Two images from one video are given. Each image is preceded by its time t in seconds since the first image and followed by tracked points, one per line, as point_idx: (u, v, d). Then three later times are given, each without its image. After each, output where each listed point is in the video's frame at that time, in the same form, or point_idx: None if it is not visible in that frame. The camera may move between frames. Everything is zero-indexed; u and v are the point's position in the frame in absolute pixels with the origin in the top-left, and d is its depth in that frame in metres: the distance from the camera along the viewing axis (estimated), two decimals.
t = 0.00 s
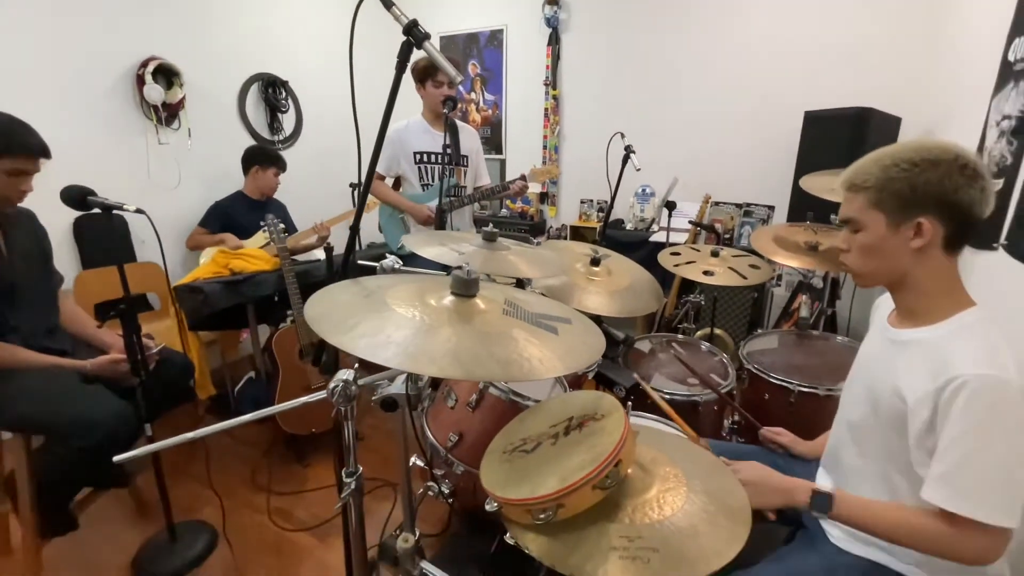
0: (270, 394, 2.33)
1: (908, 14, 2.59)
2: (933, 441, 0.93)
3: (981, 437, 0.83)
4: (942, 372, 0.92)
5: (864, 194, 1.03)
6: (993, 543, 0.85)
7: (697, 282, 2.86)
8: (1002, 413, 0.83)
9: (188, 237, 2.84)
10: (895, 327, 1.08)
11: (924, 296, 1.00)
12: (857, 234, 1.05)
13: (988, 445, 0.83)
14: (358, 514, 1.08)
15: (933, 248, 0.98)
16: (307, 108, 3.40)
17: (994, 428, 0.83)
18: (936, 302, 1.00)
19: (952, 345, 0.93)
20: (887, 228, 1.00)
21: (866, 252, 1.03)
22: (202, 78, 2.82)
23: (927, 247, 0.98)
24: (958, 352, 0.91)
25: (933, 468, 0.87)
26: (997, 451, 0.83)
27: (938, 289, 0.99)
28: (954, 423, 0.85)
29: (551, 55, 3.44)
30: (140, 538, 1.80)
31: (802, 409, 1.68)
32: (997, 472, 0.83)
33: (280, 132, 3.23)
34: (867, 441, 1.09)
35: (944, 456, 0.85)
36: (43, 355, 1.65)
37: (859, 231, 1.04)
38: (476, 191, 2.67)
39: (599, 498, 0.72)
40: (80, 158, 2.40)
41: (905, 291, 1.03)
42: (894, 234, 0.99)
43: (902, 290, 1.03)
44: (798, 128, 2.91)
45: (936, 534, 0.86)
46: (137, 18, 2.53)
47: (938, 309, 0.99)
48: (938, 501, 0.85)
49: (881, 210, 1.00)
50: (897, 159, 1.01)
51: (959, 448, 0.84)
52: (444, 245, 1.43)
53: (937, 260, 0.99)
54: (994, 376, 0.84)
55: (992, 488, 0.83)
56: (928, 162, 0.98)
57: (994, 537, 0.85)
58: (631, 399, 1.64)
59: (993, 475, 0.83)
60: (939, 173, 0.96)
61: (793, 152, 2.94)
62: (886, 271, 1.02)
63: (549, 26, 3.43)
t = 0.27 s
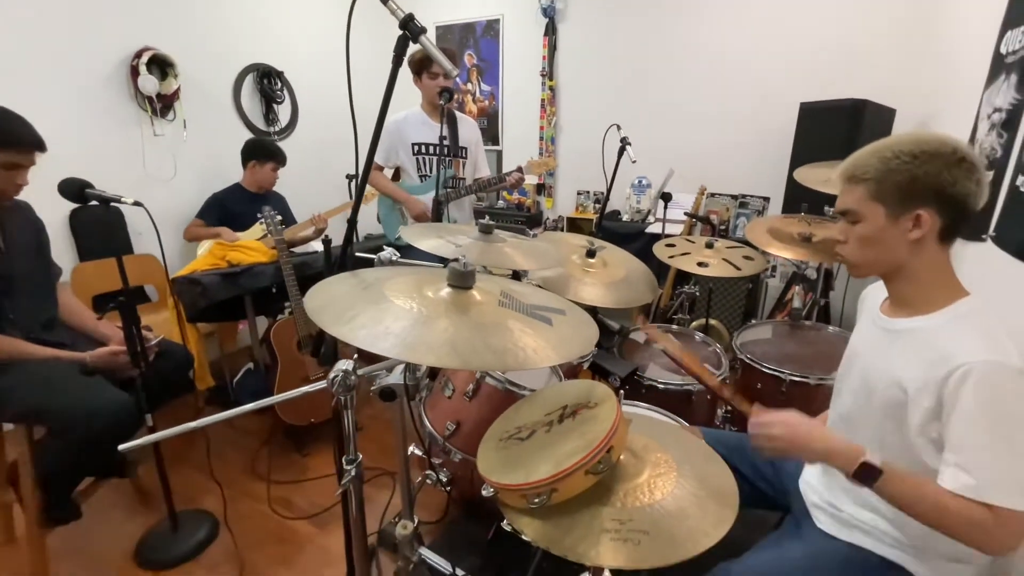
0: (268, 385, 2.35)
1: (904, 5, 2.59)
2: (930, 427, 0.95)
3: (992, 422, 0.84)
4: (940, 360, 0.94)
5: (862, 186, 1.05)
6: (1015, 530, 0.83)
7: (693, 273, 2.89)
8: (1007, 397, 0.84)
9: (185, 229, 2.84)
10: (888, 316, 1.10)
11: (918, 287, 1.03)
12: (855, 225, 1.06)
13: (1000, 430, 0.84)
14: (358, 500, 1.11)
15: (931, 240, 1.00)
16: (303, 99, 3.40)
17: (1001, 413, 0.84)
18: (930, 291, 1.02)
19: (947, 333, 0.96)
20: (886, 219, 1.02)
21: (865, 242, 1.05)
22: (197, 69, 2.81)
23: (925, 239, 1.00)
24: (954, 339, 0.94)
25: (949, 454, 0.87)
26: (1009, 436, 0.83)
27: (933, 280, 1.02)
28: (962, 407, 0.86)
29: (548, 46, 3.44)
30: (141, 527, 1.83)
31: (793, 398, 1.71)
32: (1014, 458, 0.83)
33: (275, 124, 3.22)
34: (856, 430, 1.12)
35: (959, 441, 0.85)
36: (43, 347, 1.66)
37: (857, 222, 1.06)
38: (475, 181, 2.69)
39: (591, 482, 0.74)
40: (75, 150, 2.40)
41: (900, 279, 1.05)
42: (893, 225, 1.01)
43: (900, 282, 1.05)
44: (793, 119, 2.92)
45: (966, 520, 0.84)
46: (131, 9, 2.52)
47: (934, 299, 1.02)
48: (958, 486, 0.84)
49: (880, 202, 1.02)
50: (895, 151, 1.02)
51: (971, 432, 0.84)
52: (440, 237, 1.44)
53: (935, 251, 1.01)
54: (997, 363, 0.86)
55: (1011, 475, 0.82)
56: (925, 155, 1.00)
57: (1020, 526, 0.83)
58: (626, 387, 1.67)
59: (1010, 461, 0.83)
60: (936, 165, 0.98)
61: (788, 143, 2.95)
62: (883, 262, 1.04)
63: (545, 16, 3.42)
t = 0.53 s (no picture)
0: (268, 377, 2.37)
1: None
2: (919, 415, 0.97)
3: (970, 409, 0.88)
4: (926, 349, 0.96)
5: (854, 170, 1.06)
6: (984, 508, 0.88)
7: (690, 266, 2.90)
8: (987, 384, 0.88)
9: (183, 222, 2.84)
10: (881, 306, 1.12)
11: (905, 276, 1.05)
12: (840, 208, 1.08)
13: (977, 416, 0.88)
14: (356, 490, 1.12)
15: (910, 232, 1.02)
16: (300, 91, 3.38)
17: (979, 400, 0.88)
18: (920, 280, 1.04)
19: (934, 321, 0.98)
20: (868, 206, 1.04)
21: (847, 226, 1.07)
22: (193, 61, 2.80)
23: (902, 230, 1.02)
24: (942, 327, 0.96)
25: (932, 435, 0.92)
26: (985, 422, 0.88)
27: (918, 270, 1.03)
28: (943, 394, 0.90)
29: (546, 37, 3.42)
30: (143, 518, 1.85)
31: (789, 389, 1.72)
32: (988, 443, 0.87)
33: (273, 116, 3.22)
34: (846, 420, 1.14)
35: (939, 421, 0.90)
36: (43, 340, 1.66)
37: (844, 205, 1.08)
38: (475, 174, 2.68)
39: (585, 471, 0.76)
40: (72, 143, 2.40)
41: (888, 270, 1.07)
42: (873, 213, 1.03)
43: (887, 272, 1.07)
44: (792, 110, 2.92)
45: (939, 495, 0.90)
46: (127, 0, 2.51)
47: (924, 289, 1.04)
48: (936, 465, 0.90)
49: (866, 187, 1.04)
50: (894, 140, 1.02)
51: (949, 414, 0.89)
52: (437, 229, 1.45)
53: (914, 243, 1.02)
54: (974, 351, 0.89)
55: (986, 458, 0.87)
56: (922, 147, 1.00)
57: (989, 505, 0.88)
58: (622, 378, 1.68)
59: (984, 445, 0.87)
60: (927, 159, 0.98)
61: (787, 135, 2.95)
62: (861, 248, 1.07)
63: (544, 7, 3.40)
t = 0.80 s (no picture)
0: (268, 372, 2.38)
1: None
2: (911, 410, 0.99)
3: (963, 402, 0.89)
4: (911, 344, 0.99)
5: (854, 155, 1.09)
6: None
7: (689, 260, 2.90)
8: (986, 379, 0.88)
9: (182, 217, 2.85)
10: (871, 300, 1.13)
11: (887, 266, 1.08)
12: (837, 191, 1.13)
13: (978, 406, 0.88)
14: (352, 484, 1.13)
15: (890, 222, 1.04)
16: (299, 86, 3.38)
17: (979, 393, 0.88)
18: (906, 273, 1.06)
19: (918, 315, 1.00)
20: (856, 192, 1.07)
21: (836, 210, 1.11)
22: (192, 56, 2.80)
23: (883, 219, 1.05)
24: (926, 322, 0.98)
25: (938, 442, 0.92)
26: (990, 414, 0.87)
27: (899, 262, 1.06)
28: (935, 392, 0.92)
29: (545, 31, 3.41)
30: (144, 512, 1.86)
31: (786, 383, 1.73)
32: (999, 432, 0.86)
33: (271, 111, 3.21)
34: (837, 416, 1.16)
35: (947, 430, 0.90)
36: (44, 337, 1.67)
37: (840, 188, 1.12)
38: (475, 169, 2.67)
39: (578, 466, 0.76)
40: (70, 139, 2.40)
41: (875, 261, 1.09)
42: (859, 200, 1.06)
43: (871, 261, 1.10)
44: (792, 104, 2.91)
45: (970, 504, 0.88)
46: None
47: (905, 282, 1.06)
48: (959, 472, 0.89)
49: (859, 173, 1.07)
50: (897, 133, 1.03)
51: (948, 416, 0.90)
52: (433, 225, 1.45)
53: (894, 235, 1.05)
54: (947, 345, 0.92)
55: (998, 448, 0.86)
56: (919, 141, 1.00)
57: None
58: (620, 372, 1.69)
59: (996, 437, 0.86)
60: (918, 153, 0.99)
61: (787, 129, 2.94)
62: (845, 235, 1.10)
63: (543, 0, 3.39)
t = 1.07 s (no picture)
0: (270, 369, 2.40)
1: None
2: (904, 409, 1.00)
3: (954, 404, 0.90)
4: (909, 343, 0.99)
5: (857, 152, 1.08)
6: (998, 501, 0.90)
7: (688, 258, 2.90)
8: (975, 381, 0.89)
9: (183, 216, 2.86)
10: (870, 298, 1.13)
11: (890, 265, 1.07)
12: (839, 188, 1.11)
13: (966, 409, 0.90)
14: (348, 480, 1.14)
15: (893, 221, 1.04)
16: (298, 84, 3.38)
17: (969, 393, 0.89)
18: (910, 274, 1.05)
19: (919, 314, 1.00)
20: (859, 191, 1.06)
21: (838, 207, 1.10)
22: (191, 54, 2.81)
23: (886, 219, 1.04)
24: (926, 321, 0.98)
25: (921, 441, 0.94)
26: (975, 417, 0.89)
27: (901, 260, 1.05)
28: (928, 393, 0.92)
29: (544, 27, 3.41)
30: (146, 507, 1.88)
31: (783, 379, 1.74)
32: (980, 436, 0.89)
33: (271, 109, 3.22)
34: (833, 412, 1.16)
35: (933, 431, 0.91)
36: (45, 335, 1.69)
37: (842, 186, 1.10)
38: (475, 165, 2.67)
39: (569, 462, 0.77)
40: (71, 138, 2.42)
41: (877, 259, 1.09)
42: (862, 199, 1.05)
43: (874, 260, 1.10)
44: (792, 100, 2.90)
45: (942, 505, 0.92)
46: None
47: (908, 281, 1.06)
48: (935, 472, 0.92)
49: (862, 171, 1.06)
50: (901, 130, 1.02)
51: (937, 417, 0.91)
52: (430, 224, 1.46)
53: (897, 234, 1.04)
54: (948, 345, 0.92)
55: (980, 451, 0.89)
56: (924, 139, 1.00)
57: (998, 495, 0.90)
58: (617, 369, 1.70)
59: (978, 440, 0.89)
60: (923, 152, 0.99)
61: (787, 125, 2.93)
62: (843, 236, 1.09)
63: None
